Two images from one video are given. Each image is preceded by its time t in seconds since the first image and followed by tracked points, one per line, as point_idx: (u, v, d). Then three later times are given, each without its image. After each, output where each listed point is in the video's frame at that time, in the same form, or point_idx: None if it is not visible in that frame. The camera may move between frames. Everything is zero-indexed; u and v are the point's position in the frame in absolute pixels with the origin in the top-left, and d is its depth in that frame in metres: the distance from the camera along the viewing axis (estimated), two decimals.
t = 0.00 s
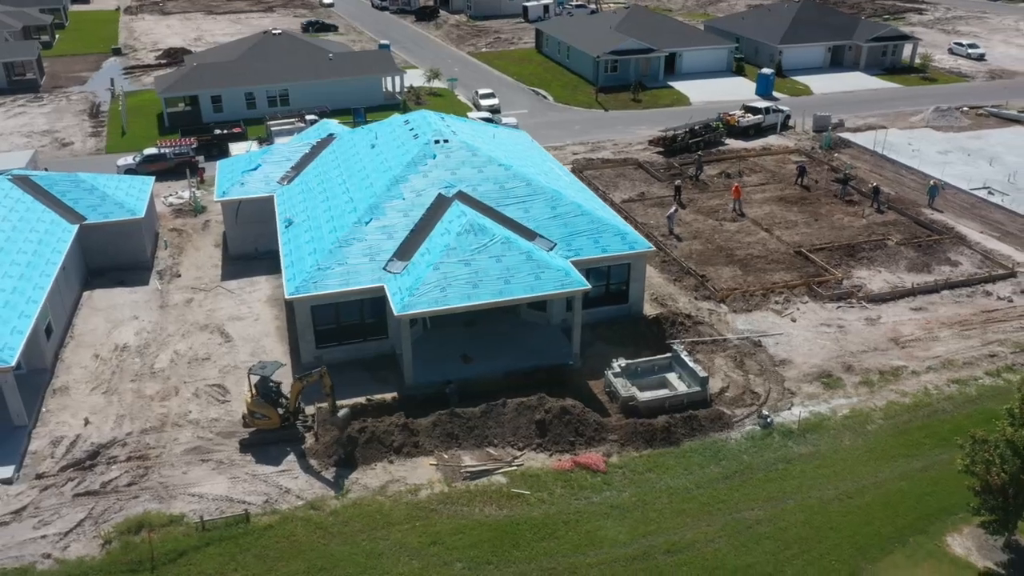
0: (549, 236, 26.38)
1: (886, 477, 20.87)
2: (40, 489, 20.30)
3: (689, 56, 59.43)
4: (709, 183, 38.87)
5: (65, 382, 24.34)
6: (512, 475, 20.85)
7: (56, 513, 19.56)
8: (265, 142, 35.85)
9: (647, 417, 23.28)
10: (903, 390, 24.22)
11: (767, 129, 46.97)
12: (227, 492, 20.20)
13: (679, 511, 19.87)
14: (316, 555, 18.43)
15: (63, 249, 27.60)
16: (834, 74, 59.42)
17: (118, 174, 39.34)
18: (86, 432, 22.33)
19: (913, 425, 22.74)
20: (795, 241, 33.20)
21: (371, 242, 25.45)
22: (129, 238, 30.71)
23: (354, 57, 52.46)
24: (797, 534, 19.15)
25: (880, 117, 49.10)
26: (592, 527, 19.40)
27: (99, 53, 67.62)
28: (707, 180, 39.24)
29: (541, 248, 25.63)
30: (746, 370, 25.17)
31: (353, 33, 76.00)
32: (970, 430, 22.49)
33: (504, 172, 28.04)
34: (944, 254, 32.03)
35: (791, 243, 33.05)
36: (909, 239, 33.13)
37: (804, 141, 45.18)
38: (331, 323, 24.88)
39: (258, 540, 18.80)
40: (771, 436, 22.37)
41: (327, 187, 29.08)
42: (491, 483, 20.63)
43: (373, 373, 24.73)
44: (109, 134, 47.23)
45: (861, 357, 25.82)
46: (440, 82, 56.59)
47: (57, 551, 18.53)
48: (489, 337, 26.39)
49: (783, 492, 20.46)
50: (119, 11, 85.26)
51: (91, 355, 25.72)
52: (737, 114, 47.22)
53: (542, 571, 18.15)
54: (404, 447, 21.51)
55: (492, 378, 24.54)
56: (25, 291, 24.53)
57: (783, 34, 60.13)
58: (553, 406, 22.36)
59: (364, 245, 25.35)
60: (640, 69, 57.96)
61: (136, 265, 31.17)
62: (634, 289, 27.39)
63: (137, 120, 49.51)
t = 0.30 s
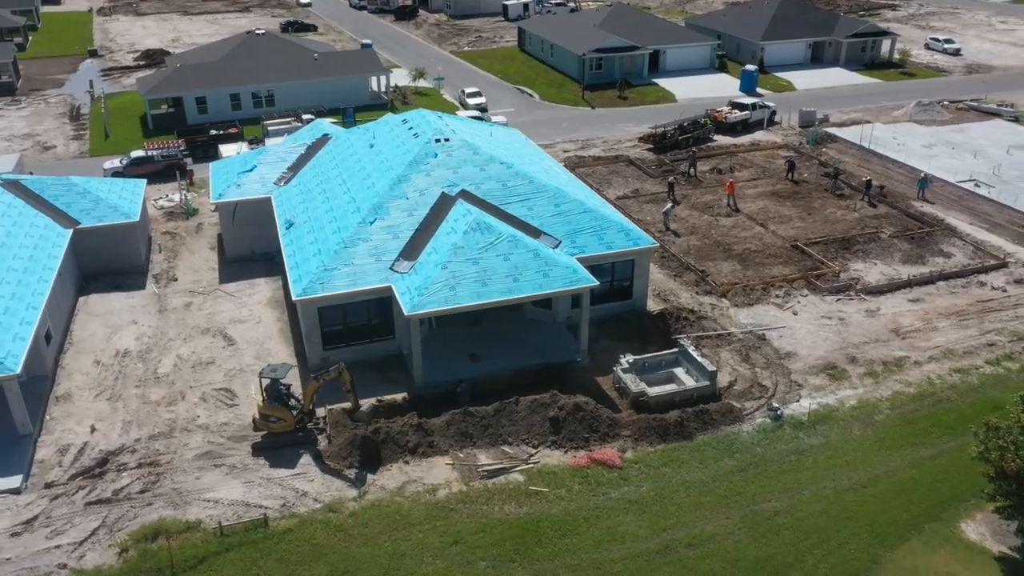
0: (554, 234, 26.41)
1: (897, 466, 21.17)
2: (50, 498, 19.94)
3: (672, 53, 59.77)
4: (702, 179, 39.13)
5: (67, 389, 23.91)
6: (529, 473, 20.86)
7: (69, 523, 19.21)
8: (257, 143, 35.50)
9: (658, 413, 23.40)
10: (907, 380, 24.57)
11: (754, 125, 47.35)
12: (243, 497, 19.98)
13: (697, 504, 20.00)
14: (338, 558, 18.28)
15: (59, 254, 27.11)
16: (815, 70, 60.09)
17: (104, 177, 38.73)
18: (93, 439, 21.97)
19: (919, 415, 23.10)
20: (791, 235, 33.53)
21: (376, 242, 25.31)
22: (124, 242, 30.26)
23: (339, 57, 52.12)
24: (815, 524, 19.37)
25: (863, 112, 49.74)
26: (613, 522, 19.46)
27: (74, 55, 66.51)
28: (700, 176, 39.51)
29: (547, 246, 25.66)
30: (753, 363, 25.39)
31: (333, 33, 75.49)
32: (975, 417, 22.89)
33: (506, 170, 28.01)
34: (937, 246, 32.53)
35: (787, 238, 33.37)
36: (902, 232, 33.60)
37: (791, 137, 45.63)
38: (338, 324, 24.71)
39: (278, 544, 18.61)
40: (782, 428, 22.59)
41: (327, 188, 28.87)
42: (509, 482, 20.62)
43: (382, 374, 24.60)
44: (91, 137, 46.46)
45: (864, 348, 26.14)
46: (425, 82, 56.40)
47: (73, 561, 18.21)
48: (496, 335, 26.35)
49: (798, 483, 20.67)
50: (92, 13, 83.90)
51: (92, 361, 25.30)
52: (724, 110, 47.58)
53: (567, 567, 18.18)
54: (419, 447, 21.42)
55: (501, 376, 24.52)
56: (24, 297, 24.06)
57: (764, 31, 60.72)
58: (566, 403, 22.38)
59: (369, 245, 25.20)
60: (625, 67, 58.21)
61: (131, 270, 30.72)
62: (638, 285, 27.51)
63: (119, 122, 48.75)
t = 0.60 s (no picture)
0: (557, 231, 26.44)
1: (906, 455, 21.47)
2: (60, 508, 19.59)
3: (655, 51, 60.09)
4: (693, 175, 39.41)
5: (69, 397, 23.50)
6: (545, 471, 20.86)
7: (81, 533, 18.88)
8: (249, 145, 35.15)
9: (667, 408, 23.52)
10: (909, 371, 24.94)
11: (740, 121, 47.76)
12: (258, 502, 19.77)
13: (714, 497, 20.12)
14: (359, 560, 18.15)
15: (54, 259, 26.62)
16: (795, 66, 60.77)
17: (90, 181, 38.13)
18: (99, 446, 21.61)
19: (924, 404, 23.44)
20: (785, 229, 33.88)
21: (380, 242, 25.16)
22: (118, 247, 29.80)
23: (323, 56, 51.78)
24: (831, 514, 19.58)
25: (846, 107, 50.39)
26: (631, 517, 19.53)
27: (49, 57, 65.34)
28: (691, 172, 39.79)
29: (551, 243, 25.67)
30: (757, 357, 25.61)
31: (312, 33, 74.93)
32: (978, 406, 23.30)
33: (507, 168, 27.96)
34: (928, 238, 33.04)
35: (781, 232, 33.71)
36: (893, 225, 34.06)
37: (777, 132, 46.11)
38: (344, 325, 24.53)
39: (298, 548, 18.44)
40: (791, 420, 22.81)
41: (325, 189, 28.63)
42: (525, 480, 20.61)
43: (389, 374, 24.47)
44: (73, 140, 45.68)
45: (865, 340, 26.48)
46: (409, 81, 56.19)
47: (89, 571, 17.90)
48: (501, 333, 26.30)
49: (811, 474, 20.88)
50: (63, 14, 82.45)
51: (92, 368, 24.89)
52: (710, 107, 47.92)
53: (590, 563, 18.20)
54: (432, 447, 21.34)
55: (509, 374, 24.50)
56: (23, 304, 23.59)
57: (745, 28, 61.28)
58: (578, 399, 22.40)
59: (374, 245, 25.04)
60: (608, 65, 58.42)
61: (125, 274, 30.26)
62: (641, 281, 27.61)
63: (100, 125, 47.98)
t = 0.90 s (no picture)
0: (560, 229, 26.46)
1: (914, 444, 21.79)
2: (70, 517, 19.24)
3: (638, 49, 60.35)
4: (684, 171, 39.69)
5: (70, 405, 23.09)
6: (559, 468, 20.87)
7: (94, 542, 18.56)
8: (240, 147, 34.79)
9: (675, 403, 23.62)
10: (910, 361, 25.30)
11: (726, 117, 48.12)
12: (273, 506, 19.56)
13: (729, 490, 20.26)
14: (380, 563, 18.04)
15: (48, 264, 26.14)
16: (775, 63, 61.38)
17: (76, 185, 37.52)
18: (106, 454, 21.26)
19: (927, 394, 23.79)
20: (778, 224, 34.20)
21: (384, 242, 25.01)
22: (111, 251, 29.34)
23: (307, 56, 51.36)
24: (845, 505, 19.79)
25: (828, 103, 50.99)
26: (649, 512, 19.60)
27: (21, 60, 64.10)
28: (681, 169, 40.04)
29: (555, 241, 25.68)
30: (761, 350, 25.82)
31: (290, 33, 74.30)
32: (979, 395, 23.70)
33: (507, 166, 27.92)
34: (919, 231, 33.53)
35: (775, 227, 34.02)
36: (884, 218, 34.52)
37: (763, 128, 46.55)
38: (349, 327, 24.38)
39: (317, 552, 18.28)
40: (799, 412, 23.04)
41: (324, 189, 28.40)
42: (541, 478, 20.60)
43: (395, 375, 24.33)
44: (53, 144, 44.89)
45: (865, 332, 26.82)
46: (393, 81, 55.94)
47: None
48: (505, 332, 26.26)
49: (823, 465, 21.10)
50: (33, 16, 80.94)
51: (92, 375, 24.47)
52: (696, 103, 48.24)
53: (611, 559, 18.25)
54: (446, 447, 21.26)
55: (516, 373, 24.48)
56: (21, 311, 23.15)
57: (725, 25, 61.77)
58: (589, 396, 22.45)
59: (378, 245, 24.88)
60: (592, 63, 58.58)
61: (118, 279, 29.78)
62: (642, 277, 27.70)
63: (80, 128, 47.19)
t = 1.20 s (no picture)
0: (563, 227, 26.48)
1: (920, 434, 22.09)
2: (81, 527, 18.89)
3: (621, 46, 60.60)
4: (676, 168, 39.94)
5: (72, 413, 22.68)
6: (574, 465, 20.88)
7: (107, 551, 18.24)
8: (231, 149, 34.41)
9: (682, 398, 23.74)
10: (910, 352, 25.65)
11: (712, 113, 48.41)
12: (288, 511, 19.36)
13: (743, 483, 20.41)
14: (401, 564, 17.94)
15: (43, 270, 25.65)
16: (756, 60, 61.91)
17: (61, 188, 36.92)
18: (113, 462, 20.92)
19: (929, 384, 24.12)
20: (771, 219, 34.50)
21: (388, 242, 24.87)
22: (105, 255, 28.86)
23: (291, 57, 50.90)
24: (857, 495, 20.01)
25: (811, 99, 51.55)
26: (665, 507, 19.68)
27: None
28: (672, 166, 40.28)
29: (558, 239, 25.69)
30: (764, 344, 26.03)
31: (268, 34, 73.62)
32: (980, 383, 24.09)
33: (507, 165, 27.86)
34: (910, 223, 33.99)
35: (768, 222, 34.31)
36: (875, 212, 34.93)
37: (750, 124, 46.91)
38: (355, 328, 24.20)
39: (337, 555, 18.13)
40: (805, 405, 23.27)
41: (323, 190, 28.18)
42: (556, 475, 20.60)
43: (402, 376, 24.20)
44: (35, 147, 44.04)
45: (864, 324, 27.15)
46: (377, 80, 55.62)
47: None
48: (509, 330, 26.21)
49: (833, 456, 21.33)
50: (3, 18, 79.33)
51: (93, 382, 24.06)
52: (682, 100, 48.52)
53: (632, 555, 18.30)
54: (458, 447, 21.18)
55: (523, 371, 24.46)
56: (19, 319, 22.70)
57: (707, 23, 62.19)
58: (599, 393, 22.50)
59: (382, 246, 24.73)
60: (575, 61, 58.71)
61: (112, 284, 29.30)
62: (644, 274, 27.78)
63: (61, 132, 46.36)
